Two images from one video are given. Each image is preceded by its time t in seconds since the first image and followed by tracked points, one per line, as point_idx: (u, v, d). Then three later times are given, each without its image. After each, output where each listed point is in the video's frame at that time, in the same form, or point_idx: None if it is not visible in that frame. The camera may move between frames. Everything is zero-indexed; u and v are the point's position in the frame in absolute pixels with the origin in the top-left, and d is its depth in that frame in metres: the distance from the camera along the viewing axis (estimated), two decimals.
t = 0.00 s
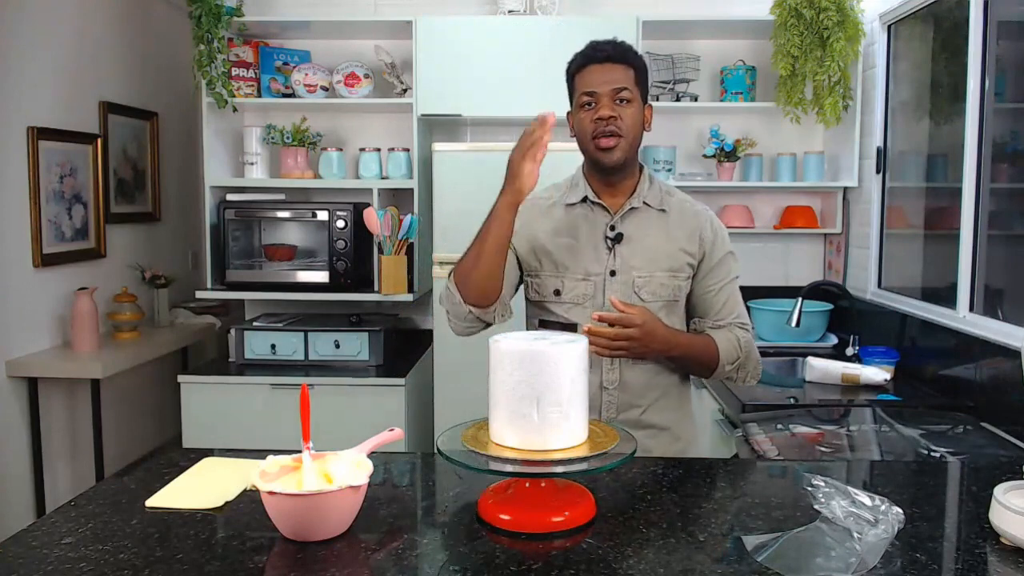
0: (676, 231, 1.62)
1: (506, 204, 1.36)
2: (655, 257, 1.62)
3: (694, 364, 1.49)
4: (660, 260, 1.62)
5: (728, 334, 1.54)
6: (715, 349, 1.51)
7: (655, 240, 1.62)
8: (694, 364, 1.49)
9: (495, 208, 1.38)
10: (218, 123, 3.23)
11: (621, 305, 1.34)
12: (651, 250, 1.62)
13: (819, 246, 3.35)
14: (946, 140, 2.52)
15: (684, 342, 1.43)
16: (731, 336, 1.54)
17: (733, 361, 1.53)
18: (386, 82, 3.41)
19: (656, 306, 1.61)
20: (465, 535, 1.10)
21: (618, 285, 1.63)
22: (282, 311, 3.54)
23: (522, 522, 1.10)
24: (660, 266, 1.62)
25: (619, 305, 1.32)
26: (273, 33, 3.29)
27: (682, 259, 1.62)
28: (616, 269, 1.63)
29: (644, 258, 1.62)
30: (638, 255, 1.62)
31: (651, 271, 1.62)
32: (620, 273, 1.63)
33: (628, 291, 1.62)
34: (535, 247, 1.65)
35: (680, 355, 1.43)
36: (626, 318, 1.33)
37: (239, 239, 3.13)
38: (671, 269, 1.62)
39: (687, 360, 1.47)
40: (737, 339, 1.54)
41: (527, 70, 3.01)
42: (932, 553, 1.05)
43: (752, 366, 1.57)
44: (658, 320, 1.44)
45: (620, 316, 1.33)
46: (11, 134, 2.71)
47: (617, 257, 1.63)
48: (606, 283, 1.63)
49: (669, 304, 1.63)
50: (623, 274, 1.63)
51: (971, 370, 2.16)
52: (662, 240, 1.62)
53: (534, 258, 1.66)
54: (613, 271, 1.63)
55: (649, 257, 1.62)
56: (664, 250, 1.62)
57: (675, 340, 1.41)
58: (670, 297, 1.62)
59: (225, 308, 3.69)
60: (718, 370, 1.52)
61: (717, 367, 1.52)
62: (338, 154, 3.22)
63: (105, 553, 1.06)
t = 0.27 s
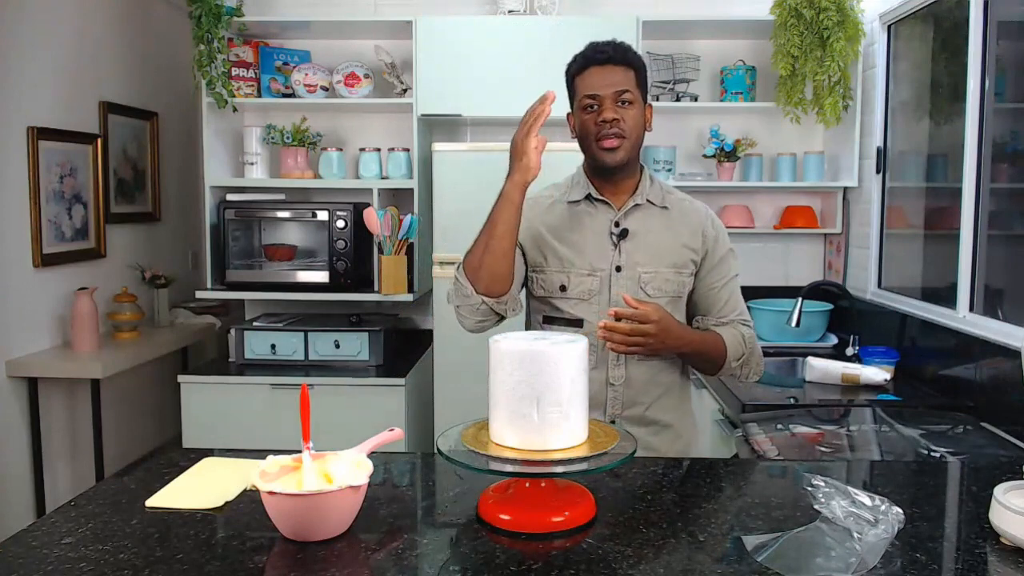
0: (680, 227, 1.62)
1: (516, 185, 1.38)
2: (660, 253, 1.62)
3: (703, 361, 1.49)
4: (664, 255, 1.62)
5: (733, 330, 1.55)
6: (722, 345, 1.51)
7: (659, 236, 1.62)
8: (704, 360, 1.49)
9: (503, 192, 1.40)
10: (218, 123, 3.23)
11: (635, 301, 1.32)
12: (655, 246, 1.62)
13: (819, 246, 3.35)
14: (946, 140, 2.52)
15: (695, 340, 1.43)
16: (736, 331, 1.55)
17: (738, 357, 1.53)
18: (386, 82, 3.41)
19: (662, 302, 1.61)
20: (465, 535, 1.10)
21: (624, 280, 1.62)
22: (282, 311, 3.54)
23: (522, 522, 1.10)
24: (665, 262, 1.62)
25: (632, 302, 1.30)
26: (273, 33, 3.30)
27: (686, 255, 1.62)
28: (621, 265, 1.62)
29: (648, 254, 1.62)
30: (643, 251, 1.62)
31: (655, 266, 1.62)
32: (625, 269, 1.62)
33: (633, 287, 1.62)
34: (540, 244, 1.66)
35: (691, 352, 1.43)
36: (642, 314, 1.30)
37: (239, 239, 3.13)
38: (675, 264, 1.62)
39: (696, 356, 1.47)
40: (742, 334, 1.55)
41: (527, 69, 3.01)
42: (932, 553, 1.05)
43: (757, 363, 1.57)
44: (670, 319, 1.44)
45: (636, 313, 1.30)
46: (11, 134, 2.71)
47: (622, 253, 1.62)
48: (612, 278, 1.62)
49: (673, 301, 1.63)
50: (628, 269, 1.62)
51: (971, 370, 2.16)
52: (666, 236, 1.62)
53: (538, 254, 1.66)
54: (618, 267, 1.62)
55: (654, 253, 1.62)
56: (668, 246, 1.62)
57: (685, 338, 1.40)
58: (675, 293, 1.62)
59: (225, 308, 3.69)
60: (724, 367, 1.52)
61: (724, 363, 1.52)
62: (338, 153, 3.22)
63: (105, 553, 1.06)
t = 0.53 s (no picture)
0: (682, 229, 1.62)
1: (512, 239, 1.32)
2: (662, 254, 1.62)
3: (704, 360, 1.48)
4: (666, 257, 1.62)
5: (731, 333, 1.56)
6: (721, 348, 1.51)
7: (662, 237, 1.62)
8: (703, 360, 1.48)
9: (500, 242, 1.34)
10: (218, 123, 3.23)
11: (636, 300, 1.32)
12: (657, 248, 1.62)
13: (819, 246, 3.35)
14: (946, 140, 2.52)
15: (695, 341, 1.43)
16: (735, 334, 1.56)
17: (737, 361, 1.54)
18: (386, 82, 3.41)
19: (663, 303, 1.61)
20: (465, 535, 1.10)
21: (626, 281, 1.62)
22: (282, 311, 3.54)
23: (522, 522, 1.10)
24: (667, 263, 1.62)
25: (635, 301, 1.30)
26: (273, 33, 3.29)
27: (688, 257, 1.62)
28: (624, 265, 1.62)
29: (651, 255, 1.62)
30: (645, 252, 1.62)
31: (657, 267, 1.62)
32: (627, 270, 1.62)
33: (635, 288, 1.62)
34: (542, 245, 1.65)
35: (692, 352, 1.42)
36: (644, 314, 1.31)
37: (239, 239, 3.13)
38: (677, 266, 1.62)
39: (697, 357, 1.47)
40: (741, 337, 1.56)
41: (527, 69, 3.01)
42: (933, 553, 1.05)
43: (753, 367, 1.57)
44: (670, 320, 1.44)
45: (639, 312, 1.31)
46: (11, 134, 2.71)
47: (624, 253, 1.62)
48: (614, 279, 1.62)
49: (674, 302, 1.62)
50: (630, 270, 1.62)
51: (971, 370, 2.16)
52: (669, 237, 1.62)
53: (540, 255, 1.65)
54: (620, 267, 1.62)
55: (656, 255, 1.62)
56: (670, 247, 1.62)
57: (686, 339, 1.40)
58: (676, 294, 1.62)
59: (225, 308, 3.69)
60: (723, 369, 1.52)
61: (723, 366, 1.52)
62: (338, 153, 3.22)
63: (105, 553, 1.06)
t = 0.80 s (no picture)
0: (685, 230, 1.62)
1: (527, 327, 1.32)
2: (664, 255, 1.62)
3: (704, 365, 1.49)
4: (669, 258, 1.62)
5: (733, 335, 1.55)
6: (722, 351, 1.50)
7: (664, 239, 1.62)
8: (703, 365, 1.49)
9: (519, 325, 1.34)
10: (218, 123, 3.23)
11: (634, 308, 1.35)
12: (660, 249, 1.62)
13: (819, 246, 3.35)
14: (946, 140, 2.52)
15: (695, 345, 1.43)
16: (736, 337, 1.55)
17: (738, 363, 1.53)
18: (386, 82, 3.41)
19: (664, 305, 1.61)
20: (465, 535, 1.10)
21: (626, 282, 1.63)
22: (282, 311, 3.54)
23: (522, 522, 1.10)
24: (669, 265, 1.62)
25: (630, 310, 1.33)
26: (273, 33, 3.29)
27: (690, 258, 1.62)
28: (625, 266, 1.63)
29: (653, 257, 1.62)
30: (647, 253, 1.62)
31: (659, 269, 1.62)
32: (629, 271, 1.63)
33: (636, 289, 1.62)
34: (544, 246, 1.64)
35: (690, 357, 1.43)
36: (638, 321, 1.33)
37: (239, 239, 3.13)
38: (679, 267, 1.62)
39: (696, 361, 1.47)
40: (743, 340, 1.55)
41: (526, 69, 3.01)
42: (932, 553, 1.05)
43: (755, 369, 1.57)
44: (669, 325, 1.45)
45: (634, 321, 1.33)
46: (11, 134, 2.71)
47: (626, 255, 1.63)
48: (615, 280, 1.63)
49: (675, 304, 1.63)
50: (632, 271, 1.63)
51: (971, 370, 2.16)
52: (672, 239, 1.62)
53: (541, 258, 1.66)
54: (621, 268, 1.63)
55: (658, 256, 1.62)
56: (673, 248, 1.62)
57: (684, 343, 1.41)
58: (677, 296, 1.62)
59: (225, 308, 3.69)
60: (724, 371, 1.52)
61: (724, 368, 1.52)
62: (338, 154, 3.22)
63: (105, 553, 1.06)
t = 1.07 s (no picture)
0: (684, 234, 1.61)
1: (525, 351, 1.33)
2: (661, 259, 1.61)
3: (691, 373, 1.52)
4: (666, 262, 1.61)
5: (730, 341, 1.54)
6: (713, 357, 1.52)
7: (662, 243, 1.61)
8: (692, 372, 1.52)
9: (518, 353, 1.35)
10: (218, 123, 3.23)
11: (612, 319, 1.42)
12: (657, 253, 1.61)
13: (819, 246, 3.35)
14: (946, 140, 2.52)
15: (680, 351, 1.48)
16: (733, 343, 1.55)
17: (733, 369, 1.54)
18: (386, 82, 3.41)
19: (659, 310, 1.61)
20: (465, 535, 1.10)
21: (622, 286, 1.62)
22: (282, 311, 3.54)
23: (522, 522, 1.10)
24: (666, 269, 1.61)
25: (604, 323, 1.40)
26: (273, 33, 3.29)
27: (688, 263, 1.60)
28: (621, 270, 1.62)
29: (650, 261, 1.61)
30: (644, 257, 1.62)
31: (656, 273, 1.61)
32: (624, 275, 1.62)
33: (631, 294, 1.62)
34: (541, 249, 1.65)
35: (675, 363, 1.48)
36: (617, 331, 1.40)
37: (239, 239, 3.13)
38: (677, 272, 1.61)
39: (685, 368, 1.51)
40: (740, 346, 1.54)
41: (526, 69, 3.01)
42: (932, 553, 1.05)
43: (756, 373, 1.58)
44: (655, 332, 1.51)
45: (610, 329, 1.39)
46: (11, 134, 2.71)
47: (622, 258, 1.62)
48: (610, 283, 1.62)
49: (672, 308, 1.62)
50: (628, 275, 1.62)
51: (971, 370, 2.16)
52: (670, 242, 1.61)
53: (539, 261, 1.66)
54: (617, 272, 1.62)
55: (655, 260, 1.61)
56: (670, 252, 1.61)
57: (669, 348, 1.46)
58: (673, 301, 1.61)
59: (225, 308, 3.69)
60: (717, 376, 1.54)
61: (716, 374, 1.53)
62: (338, 154, 3.22)
63: (105, 553, 1.06)
